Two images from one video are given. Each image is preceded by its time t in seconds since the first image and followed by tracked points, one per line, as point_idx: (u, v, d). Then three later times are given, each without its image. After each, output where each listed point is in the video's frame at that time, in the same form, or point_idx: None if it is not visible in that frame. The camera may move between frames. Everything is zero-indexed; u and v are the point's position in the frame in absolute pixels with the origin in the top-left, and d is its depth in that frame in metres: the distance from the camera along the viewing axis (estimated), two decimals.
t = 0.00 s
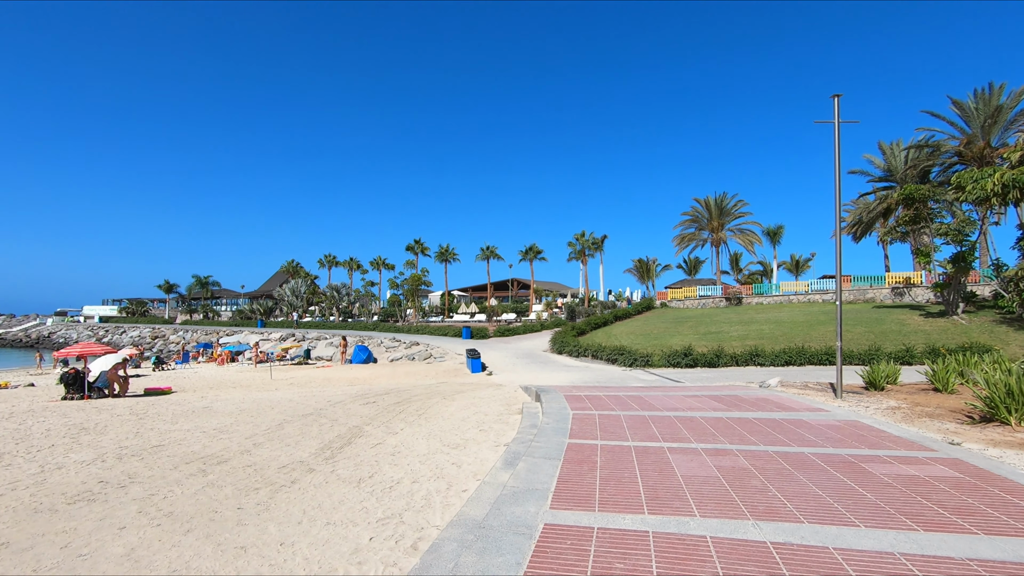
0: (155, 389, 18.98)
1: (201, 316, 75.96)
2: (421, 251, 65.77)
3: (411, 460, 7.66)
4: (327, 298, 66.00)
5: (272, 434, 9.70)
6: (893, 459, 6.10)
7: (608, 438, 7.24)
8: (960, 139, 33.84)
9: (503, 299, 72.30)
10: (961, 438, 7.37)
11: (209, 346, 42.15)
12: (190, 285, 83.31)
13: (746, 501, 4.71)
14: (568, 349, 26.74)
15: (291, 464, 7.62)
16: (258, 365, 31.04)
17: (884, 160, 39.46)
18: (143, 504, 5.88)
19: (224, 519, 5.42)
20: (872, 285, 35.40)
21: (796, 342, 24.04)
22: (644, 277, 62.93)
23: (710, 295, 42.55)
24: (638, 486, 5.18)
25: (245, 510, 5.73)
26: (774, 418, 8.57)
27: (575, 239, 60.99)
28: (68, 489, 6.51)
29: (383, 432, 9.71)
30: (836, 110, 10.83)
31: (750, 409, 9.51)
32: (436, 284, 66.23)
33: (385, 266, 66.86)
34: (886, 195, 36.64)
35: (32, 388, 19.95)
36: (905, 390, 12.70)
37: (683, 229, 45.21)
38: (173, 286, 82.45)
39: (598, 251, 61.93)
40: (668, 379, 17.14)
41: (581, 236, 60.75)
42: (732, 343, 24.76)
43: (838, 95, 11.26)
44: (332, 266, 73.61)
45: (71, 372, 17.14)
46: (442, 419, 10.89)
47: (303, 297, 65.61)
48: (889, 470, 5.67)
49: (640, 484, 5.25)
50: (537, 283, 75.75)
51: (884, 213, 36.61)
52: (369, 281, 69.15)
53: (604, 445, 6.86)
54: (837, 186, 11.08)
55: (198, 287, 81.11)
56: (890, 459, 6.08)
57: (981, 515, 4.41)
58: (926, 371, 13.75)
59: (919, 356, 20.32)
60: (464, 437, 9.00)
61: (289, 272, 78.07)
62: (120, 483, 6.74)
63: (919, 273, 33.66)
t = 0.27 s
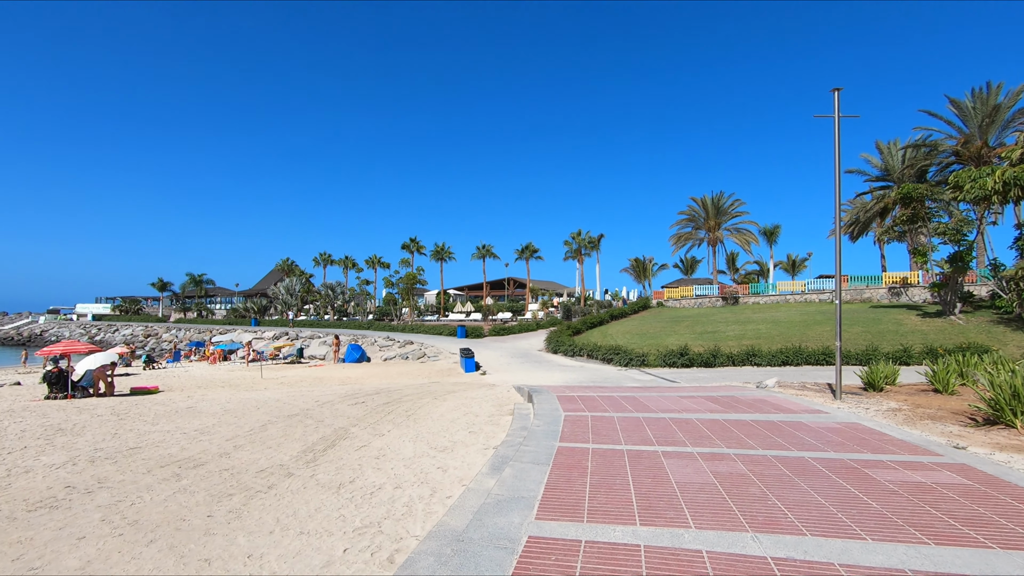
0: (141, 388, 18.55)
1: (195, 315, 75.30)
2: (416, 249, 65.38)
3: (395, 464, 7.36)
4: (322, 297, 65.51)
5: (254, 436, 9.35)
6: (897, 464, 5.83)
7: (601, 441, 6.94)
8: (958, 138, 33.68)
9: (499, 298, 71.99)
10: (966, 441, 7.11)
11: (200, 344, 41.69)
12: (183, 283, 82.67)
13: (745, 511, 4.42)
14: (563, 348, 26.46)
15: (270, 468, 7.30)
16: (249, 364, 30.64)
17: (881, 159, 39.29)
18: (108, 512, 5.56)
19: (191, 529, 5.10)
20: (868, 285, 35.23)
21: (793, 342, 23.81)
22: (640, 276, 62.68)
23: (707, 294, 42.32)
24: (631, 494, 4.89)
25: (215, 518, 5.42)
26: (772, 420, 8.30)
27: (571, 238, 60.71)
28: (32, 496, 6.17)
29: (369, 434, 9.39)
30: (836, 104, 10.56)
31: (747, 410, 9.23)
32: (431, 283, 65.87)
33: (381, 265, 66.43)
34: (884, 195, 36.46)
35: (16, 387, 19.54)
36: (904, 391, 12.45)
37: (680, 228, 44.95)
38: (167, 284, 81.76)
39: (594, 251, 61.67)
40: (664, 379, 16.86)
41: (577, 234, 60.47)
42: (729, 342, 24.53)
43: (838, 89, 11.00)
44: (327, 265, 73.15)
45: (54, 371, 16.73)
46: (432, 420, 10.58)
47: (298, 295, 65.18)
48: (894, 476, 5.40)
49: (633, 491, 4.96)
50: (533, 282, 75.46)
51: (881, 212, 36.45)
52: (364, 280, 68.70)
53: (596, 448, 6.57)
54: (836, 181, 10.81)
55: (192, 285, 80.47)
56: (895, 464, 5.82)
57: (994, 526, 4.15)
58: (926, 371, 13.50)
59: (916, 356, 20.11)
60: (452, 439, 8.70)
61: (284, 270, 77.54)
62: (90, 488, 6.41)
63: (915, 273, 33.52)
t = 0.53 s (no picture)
0: (132, 393, 18.21)
1: (195, 317, 75.10)
2: (416, 251, 65.13)
3: (383, 475, 7.03)
4: (322, 299, 65.23)
5: (240, 444, 9.03)
6: (912, 479, 5.49)
7: (598, 452, 6.60)
8: (962, 139, 33.30)
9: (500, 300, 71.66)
10: (982, 453, 6.76)
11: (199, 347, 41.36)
12: (184, 285, 82.50)
13: (752, 535, 4.07)
14: (564, 351, 26.12)
15: (253, 480, 6.97)
16: (246, 367, 30.36)
17: (885, 160, 38.93)
18: (74, 529, 5.24)
19: (159, 548, 4.78)
20: (872, 288, 34.84)
21: (796, 346, 23.44)
22: (641, 278, 62.32)
23: (709, 297, 41.93)
24: (628, 513, 4.55)
25: (187, 536, 5.09)
26: (777, 429, 7.95)
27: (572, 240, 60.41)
28: None
29: (359, 442, 9.06)
30: (842, 100, 10.22)
31: (750, 417, 8.87)
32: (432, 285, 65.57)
33: (381, 267, 66.19)
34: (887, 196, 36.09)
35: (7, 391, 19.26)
36: (913, 397, 12.08)
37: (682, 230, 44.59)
38: (167, 286, 81.53)
39: (596, 253, 61.34)
40: (666, 383, 16.50)
41: (578, 236, 60.15)
42: (731, 345, 24.16)
43: (844, 85, 10.66)
44: (328, 267, 72.92)
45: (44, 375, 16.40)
46: (425, 427, 10.25)
47: (297, 297, 64.93)
48: (910, 493, 5.05)
49: (630, 510, 4.62)
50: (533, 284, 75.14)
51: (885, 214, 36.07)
52: (364, 282, 68.42)
53: (592, 460, 6.22)
54: (843, 181, 10.48)
55: (192, 287, 80.24)
56: (910, 479, 5.47)
57: None
58: (934, 376, 13.14)
59: (922, 360, 19.74)
60: (444, 449, 8.37)
61: (284, 272, 77.27)
62: (59, 502, 6.09)
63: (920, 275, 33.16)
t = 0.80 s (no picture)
0: (128, 391, 17.98)
1: (197, 315, 74.99)
2: (417, 249, 64.85)
3: (375, 478, 6.74)
4: (323, 297, 65.03)
5: (230, 445, 8.75)
6: (935, 486, 5.17)
7: (599, 455, 6.30)
8: (970, 135, 32.86)
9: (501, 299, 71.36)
10: (1002, 457, 6.44)
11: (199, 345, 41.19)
12: (185, 284, 82.37)
13: (764, 550, 3.77)
14: (565, 350, 25.81)
15: (241, 484, 6.68)
16: (246, 365, 30.13)
17: (891, 157, 38.49)
18: (44, 537, 4.96)
19: (131, 559, 4.49)
20: (877, 286, 34.42)
21: (801, 344, 23.08)
22: (644, 277, 61.95)
23: (712, 295, 41.58)
24: (631, 524, 4.25)
25: (163, 545, 4.80)
26: (786, 431, 7.64)
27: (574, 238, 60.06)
28: None
29: (352, 444, 8.77)
30: (853, 91, 9.88)
31: (758, 418, 8.55)
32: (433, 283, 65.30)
33: (382, 265, 65.94)
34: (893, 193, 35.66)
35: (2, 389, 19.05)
36: (923, 399, 11.73)
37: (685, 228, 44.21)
38: (168, 284, 81.44)
39: (598, 251, 61.01)
40: (669, 382, 16.18)
41: (581, 234, 59.82)
42: (735, 344, 23.81)
43: (855, 76, 10.32)
44: (329, 265, 72.72)
45: (38, 373, 16.17)
46: (422, 428, 9.96)
47: (299, 296, 64.79)
48: (933, 502, 4.74)
49: (632, 520, 4.32)
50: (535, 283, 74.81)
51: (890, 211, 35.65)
52: (365, 280, 68.17)
53: (592, 464, 5.93)
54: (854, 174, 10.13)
55: (194, 285, 80.14)
56: (931, 486, 5.16)
57: None
58: (945, 376, 12.78)
59: (929, 359, 19.38)
60: (440, 451, 8.07)
61: (285, 270, 77.18)
62: (34, 508, 5.82)
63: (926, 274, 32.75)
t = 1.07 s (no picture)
0: (130, 392, 17.80)
1: (204, 315, 75.18)
2: (423, 250, 64.65)
3: (371, 486, 6.43)
4: (329, 298, 64.97)
5: (225, 450, 8.47)
6: (969, 501, 4.80)
7: (606, 464, 5.96)
8: (985, 133, 32.23)
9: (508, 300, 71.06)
10: None
11: (205, 345, 41.15)
12: (193, 284, 82.58)
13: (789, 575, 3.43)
14: (572, 351, 25.46)
15: (232, 491, 6.41)
16: (250, 365, 29.99)
17: (903, 156, 37.90)
18: (19, 550, 4.69)
19: None
20: (889, 287, 33.82)
21: (812, 346, 22.61)
22: (651, 277, 61.44)
23: (720, 296, 41.08)
24: (642, 543, 3.92)
25: (142, 559, 4.52)
26: (803, 437, 7.28)
27: (581, 238, 59.65)
28: None
29: (351, 449, 8.48)
30: (872, 83, 9.49)
31: (773, 424, 8.18)
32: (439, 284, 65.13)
33: (388, 265, 65.80)
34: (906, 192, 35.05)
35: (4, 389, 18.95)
36: (943, 403, 11.30)
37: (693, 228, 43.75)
38: (176, 284, 81.74)
39: (605, 251, 60.59)
40: (678, 385, 15.80)
41: (587, 235, 59.41)
42: (745, 346, 23.37)
43: (873, 68, 9.94)
44: (336, 265, 72.70)
45: (38, 374, 16.01)
46: (423, 432, 9.65)
47: (305, 296, 64.78)
48: (970, 519, 4.38)
49: (643, 538, 4.00)
50: (542, 283, 74.45)
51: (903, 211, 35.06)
52: (371, 280, 68.06)
53: (600, 474, 5.60)
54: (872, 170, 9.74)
55: (201, 285, 80.35)
56: (965, 501, 4.79)
57: None
58: (966, 380, 12.33)
59: (946, 361, 18.88)
60: (440, 457, 7.76)
61: (292, 270, 77.23)
62: (14, 517, 5.55)
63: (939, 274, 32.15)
